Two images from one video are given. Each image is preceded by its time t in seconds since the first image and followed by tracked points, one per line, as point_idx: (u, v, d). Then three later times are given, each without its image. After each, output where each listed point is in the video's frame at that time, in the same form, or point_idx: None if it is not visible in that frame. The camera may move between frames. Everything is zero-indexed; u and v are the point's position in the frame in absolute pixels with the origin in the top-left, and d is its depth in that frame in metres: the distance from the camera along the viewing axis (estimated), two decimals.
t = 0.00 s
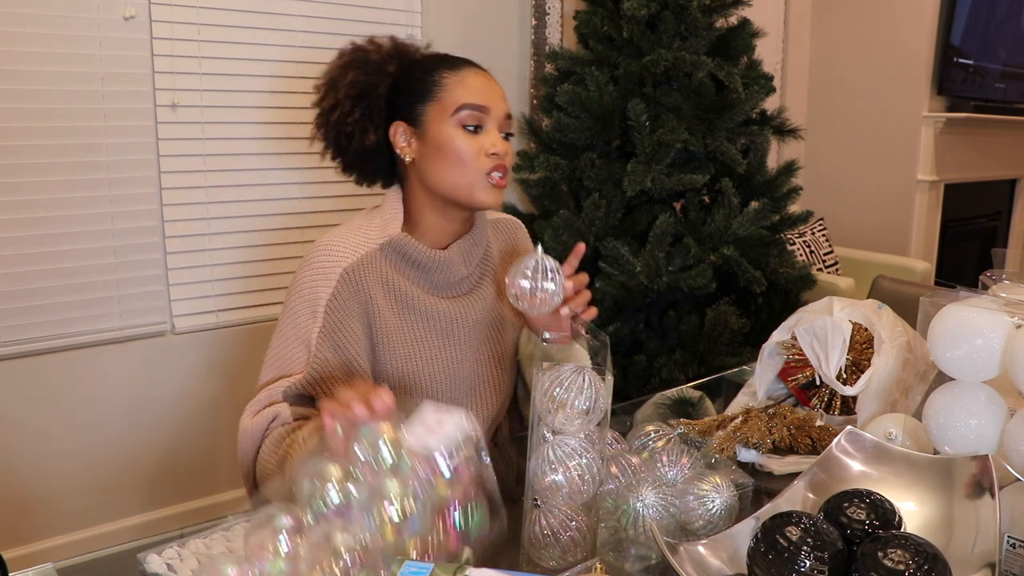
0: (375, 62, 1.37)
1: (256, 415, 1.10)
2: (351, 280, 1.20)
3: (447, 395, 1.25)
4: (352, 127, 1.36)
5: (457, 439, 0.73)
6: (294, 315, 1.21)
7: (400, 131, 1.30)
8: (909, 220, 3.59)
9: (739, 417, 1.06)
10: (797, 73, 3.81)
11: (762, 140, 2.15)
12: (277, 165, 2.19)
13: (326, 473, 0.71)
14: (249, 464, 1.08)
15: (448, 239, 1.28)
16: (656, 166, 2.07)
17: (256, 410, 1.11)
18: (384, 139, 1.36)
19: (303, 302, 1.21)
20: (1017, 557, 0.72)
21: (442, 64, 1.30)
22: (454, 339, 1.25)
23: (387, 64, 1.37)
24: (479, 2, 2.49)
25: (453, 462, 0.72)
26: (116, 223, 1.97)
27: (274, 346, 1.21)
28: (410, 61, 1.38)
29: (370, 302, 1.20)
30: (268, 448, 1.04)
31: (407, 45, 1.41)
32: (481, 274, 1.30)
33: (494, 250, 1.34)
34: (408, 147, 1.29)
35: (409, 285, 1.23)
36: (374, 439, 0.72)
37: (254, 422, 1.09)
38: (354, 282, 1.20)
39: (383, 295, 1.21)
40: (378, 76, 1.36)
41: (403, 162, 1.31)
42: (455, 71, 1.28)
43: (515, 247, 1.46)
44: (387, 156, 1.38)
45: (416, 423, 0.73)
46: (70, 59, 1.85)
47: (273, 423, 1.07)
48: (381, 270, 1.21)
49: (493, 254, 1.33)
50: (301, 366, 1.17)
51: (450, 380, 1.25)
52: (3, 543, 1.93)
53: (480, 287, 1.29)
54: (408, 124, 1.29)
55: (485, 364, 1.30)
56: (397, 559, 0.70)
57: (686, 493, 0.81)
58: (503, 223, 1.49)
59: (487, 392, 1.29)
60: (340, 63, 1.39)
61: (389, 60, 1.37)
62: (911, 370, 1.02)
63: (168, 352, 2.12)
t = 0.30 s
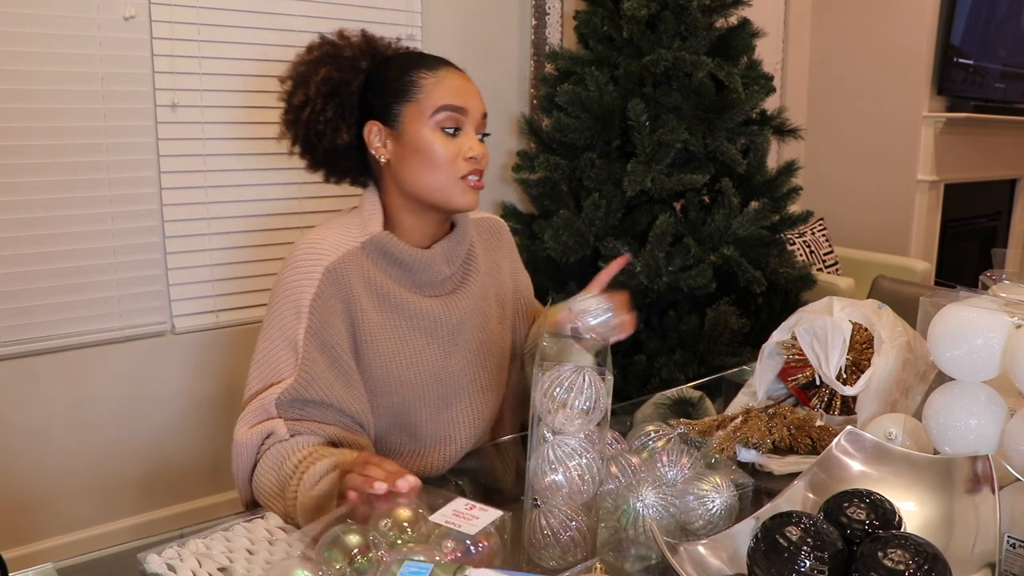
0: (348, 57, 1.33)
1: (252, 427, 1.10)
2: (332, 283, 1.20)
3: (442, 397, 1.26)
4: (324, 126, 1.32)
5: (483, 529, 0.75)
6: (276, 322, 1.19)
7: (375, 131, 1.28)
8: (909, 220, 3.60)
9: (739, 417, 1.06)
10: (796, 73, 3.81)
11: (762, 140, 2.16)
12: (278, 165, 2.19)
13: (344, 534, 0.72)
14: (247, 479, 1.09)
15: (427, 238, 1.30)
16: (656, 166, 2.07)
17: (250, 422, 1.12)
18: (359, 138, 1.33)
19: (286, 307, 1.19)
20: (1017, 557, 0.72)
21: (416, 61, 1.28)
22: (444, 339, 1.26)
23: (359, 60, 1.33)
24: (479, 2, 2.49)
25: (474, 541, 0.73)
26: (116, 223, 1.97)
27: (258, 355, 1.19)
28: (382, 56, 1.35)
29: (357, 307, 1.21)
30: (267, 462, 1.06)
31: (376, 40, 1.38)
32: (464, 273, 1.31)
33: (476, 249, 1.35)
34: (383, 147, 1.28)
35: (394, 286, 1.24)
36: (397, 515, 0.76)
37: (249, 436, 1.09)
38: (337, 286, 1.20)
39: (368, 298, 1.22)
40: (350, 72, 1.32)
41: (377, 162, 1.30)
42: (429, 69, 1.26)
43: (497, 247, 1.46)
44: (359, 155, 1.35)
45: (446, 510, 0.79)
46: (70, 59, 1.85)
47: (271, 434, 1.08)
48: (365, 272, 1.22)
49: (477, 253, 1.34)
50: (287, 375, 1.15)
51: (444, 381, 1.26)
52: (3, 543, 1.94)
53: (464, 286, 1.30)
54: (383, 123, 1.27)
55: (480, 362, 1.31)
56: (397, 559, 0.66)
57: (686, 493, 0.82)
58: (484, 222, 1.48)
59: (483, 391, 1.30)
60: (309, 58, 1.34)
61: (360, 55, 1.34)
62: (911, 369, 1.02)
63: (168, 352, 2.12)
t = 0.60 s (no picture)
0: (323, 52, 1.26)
1: (230, 417, 1.10)
2: (298, 287, 1.17)
3: (420, 397, 1.25)
4: (294, 121, 1.25)
5: (484, 530, 0.74)
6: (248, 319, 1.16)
7: (343, 129, 1.21)
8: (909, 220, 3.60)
9: (739, 417, 1.06)
10: (797, 73, 3.81)
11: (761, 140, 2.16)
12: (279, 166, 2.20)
13: (345, 533, 0.73)
14: (234, 475, 1.09)
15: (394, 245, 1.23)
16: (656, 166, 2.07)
17: (228, 411, 1.10)
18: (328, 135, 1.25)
19: (254, 313, 1.15)
20: (1017, 557, 0.72)
21: (390, 61, 1.22)
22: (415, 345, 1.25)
23: (335, 57, 1.26)
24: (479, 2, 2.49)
25: (476, 541, 0.73)
26: (116, 223, 1.97)
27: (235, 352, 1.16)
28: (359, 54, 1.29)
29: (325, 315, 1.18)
30: (250, 457, 1.06)
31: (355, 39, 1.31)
32: (440, 272, 1.28)
33: (455, 244, 1.31)
34: (350, 146, 1.21)
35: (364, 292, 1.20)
36: (399, 515, 0.77)
37: (229, 429, 1.08)
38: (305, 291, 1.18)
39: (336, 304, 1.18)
40: (323, 68, 1.26)
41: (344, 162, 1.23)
42: (400, 67, 1.20)
43: (482, 244, 1.38)
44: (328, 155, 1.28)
45: (448, 511, 0.79)
46: (70, 59, 1.85)
47: (250, 423, 1.08)
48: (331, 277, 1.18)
49: (455, 248, 1.30)
50: (262, 372, 1.11)
51: (422, 381, 1.26)
52: (3, 543, 1.94)
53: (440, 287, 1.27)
54: (352, 121, 1.21)
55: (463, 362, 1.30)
56: (397, 559, 0.66)
57: (686, 493, 0.82)
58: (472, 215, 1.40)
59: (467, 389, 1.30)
60: (285, 53, 1.28)
61: (336, 52, 1.27)
62: (911, 369, 1.02)
63: (167, 353, 2.12)
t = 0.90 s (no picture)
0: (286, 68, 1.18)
1: (226, 384, 1.06)
2: (284, 268, 1.15)
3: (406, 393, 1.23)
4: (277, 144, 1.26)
5: (483, 530, 0.74)
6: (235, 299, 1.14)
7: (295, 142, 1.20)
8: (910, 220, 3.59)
9: (739, 417, 1.06)
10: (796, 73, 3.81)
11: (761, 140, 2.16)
12: (279, 166, 2.20)
13: (345, 534, 0.74)
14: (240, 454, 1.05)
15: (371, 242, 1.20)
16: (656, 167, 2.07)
17: (224, 379, 1.07)
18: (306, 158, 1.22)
19: (242, 293, 1.13)
20: (1017, 557, 0.72)
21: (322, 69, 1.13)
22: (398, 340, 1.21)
23: (296, 72, 1.17)
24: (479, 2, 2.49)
25: (476, 541, 0.73)
26: (116, 223, 1.97)
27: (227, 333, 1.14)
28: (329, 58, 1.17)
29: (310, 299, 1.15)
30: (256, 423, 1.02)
31: (330, 42, 1.19)
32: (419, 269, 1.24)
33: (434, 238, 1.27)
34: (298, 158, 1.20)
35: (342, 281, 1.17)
36: (399, 515, 0.77)
37: (225, 395, 1.05)
38: (291, 275, 1.15)
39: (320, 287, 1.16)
40: (290, 88, 1.18)
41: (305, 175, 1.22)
42: (322, 73, 1.13)
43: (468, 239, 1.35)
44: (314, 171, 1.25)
45: (448, 511, 0.79)
46: (70, 59, 1.85)
47: (253, 389, 1.04)
48: (312, 264, 1.17)
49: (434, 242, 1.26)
50: (261, 341, 1.09)
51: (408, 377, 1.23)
52: (3, 543, 1.94)
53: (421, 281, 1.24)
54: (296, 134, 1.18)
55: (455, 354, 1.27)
56: (397, 559, 0.66)
57: (686, 493, 0.82)
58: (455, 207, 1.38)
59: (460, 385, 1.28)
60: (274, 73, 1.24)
61: (299, 66, 1.17)
62: (911, 369, 1.02)
63: (167, 353, 2.12)
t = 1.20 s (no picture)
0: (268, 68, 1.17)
1: (247, 428, 1.06)
2: (273, 294, 1.14)
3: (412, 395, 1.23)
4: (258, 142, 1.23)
5: (484, 530, 0.74)
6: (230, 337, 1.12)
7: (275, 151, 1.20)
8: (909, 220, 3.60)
9: (739, 417, 1.06)
10: (796, 74, 3.81)
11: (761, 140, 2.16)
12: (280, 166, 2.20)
13: (345, 533, 0.73)
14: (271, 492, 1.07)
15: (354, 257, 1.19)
16: (655, 167, 2.07)
17: (244, 423, 1.07)
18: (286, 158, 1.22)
19: (236, 328, 1.11)
20: (1017, 557, 0.72)
21: (306, 78, 1.12)
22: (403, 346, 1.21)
23: (279, 71, 1.16)
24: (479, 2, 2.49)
25: (476, 541, 0.73)
26: (116, 223, 1.97)
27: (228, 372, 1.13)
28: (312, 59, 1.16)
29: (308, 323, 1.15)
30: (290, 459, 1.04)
31: (315, 38, 1.18)
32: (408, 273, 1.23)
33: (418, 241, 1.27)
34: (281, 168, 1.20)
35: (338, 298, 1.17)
36: (399, 515, 0.77)
37: (248, 440, 1.05)
38: (281, 298, 1.15)
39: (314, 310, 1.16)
40: (271, 86, 1.17)
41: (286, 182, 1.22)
42: (306, 85, 1.12)
43: (451, 240, 1.34)
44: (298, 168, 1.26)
45: (448, 511, 0.79)
46: (70, 59, 1.85)
47: (278, 425, 1.06)
48: (299, 285, 1.16)
49: (419, 245, 1.26)
50: (270, 377, 1.10)
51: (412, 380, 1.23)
52: (3, 543, 1.94)
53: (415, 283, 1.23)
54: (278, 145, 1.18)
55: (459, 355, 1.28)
56: (397, 559, 0.66)
57: (686, 493, 0.82)
58: (438, 210, 1.35)
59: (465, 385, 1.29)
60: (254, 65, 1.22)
61: (282, 65, 1.16)
62: (911, 369, 1.02)
63: (167, 353, 2.12)
